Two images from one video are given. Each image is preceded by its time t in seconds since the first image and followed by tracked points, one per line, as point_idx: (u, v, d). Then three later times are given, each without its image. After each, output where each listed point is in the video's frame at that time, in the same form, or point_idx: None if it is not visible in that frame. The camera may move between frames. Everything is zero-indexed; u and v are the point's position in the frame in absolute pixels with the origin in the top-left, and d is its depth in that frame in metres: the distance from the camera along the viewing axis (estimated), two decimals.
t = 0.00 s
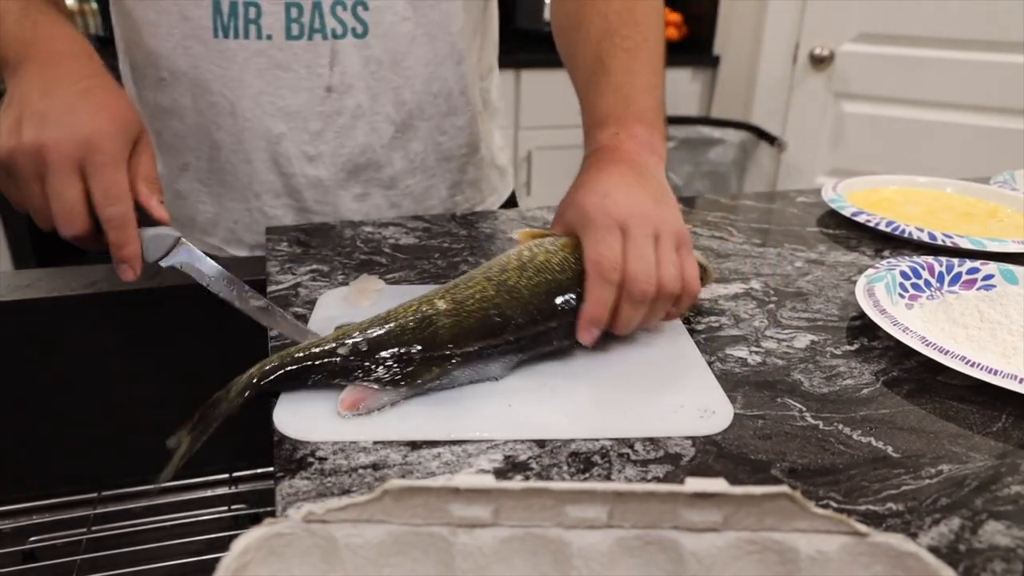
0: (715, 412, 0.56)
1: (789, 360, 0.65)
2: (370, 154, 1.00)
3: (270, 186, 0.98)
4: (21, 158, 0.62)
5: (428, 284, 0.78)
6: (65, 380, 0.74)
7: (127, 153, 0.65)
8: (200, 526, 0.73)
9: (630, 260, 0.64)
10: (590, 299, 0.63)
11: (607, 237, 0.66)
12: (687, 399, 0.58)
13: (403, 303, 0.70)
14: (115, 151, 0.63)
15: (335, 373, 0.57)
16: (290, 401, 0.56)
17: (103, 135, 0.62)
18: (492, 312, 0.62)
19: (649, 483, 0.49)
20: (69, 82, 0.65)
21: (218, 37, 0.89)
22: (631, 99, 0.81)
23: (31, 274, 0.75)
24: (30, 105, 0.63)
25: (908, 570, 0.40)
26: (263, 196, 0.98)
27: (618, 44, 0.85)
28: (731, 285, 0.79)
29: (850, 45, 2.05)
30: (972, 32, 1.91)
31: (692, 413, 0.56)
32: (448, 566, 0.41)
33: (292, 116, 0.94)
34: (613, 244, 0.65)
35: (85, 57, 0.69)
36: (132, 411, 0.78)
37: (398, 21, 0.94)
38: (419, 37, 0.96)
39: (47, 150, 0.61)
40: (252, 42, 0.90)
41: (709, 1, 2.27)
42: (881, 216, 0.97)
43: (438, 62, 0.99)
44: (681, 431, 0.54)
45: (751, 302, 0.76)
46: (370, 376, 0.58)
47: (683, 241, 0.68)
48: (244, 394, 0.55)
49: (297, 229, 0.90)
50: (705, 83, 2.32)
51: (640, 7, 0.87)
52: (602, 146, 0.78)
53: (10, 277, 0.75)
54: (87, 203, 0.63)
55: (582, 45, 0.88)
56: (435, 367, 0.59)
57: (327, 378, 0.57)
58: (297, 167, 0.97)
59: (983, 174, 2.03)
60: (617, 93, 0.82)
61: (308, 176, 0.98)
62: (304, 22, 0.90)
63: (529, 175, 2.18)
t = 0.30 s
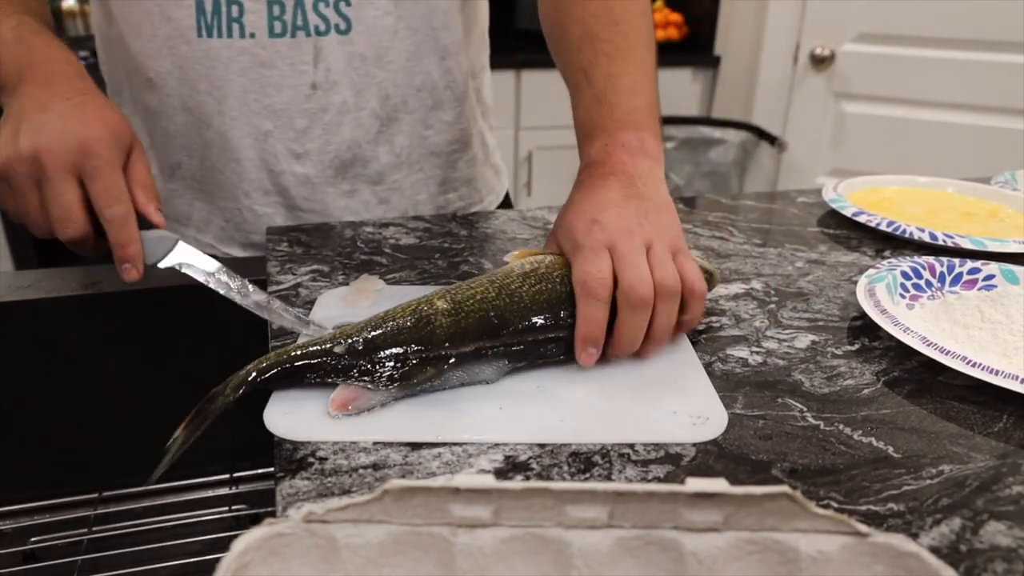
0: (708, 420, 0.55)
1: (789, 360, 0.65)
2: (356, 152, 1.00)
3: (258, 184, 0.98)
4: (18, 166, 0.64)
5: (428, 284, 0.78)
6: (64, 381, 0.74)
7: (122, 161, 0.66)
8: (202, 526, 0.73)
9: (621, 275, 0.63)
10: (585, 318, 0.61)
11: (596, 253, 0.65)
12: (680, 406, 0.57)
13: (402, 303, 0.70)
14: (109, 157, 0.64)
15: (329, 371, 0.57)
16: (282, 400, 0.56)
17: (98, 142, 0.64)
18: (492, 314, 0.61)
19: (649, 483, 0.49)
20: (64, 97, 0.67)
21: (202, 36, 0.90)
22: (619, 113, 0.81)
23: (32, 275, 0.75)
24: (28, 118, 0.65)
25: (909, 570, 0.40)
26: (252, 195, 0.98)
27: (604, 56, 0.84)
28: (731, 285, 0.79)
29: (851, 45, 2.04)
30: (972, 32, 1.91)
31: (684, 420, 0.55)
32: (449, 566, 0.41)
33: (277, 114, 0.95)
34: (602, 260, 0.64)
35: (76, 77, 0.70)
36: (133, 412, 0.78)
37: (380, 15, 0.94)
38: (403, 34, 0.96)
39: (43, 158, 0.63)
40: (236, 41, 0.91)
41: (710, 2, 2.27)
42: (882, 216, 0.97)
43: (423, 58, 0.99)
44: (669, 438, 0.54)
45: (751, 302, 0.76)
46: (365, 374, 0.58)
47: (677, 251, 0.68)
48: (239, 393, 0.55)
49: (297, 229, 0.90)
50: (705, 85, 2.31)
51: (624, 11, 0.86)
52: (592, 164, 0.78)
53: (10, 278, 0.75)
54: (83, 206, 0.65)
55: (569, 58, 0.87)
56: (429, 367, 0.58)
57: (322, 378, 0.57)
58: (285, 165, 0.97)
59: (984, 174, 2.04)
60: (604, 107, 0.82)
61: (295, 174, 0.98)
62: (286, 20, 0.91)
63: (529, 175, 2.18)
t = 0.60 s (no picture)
0: (720, 407, 0.57)
1: (790, 360, 0.65)
2: (352, 153, 1.00)
3: (253, 187, 0.99)
4: (32, 137, 0.62)
5: (427, 285, 0.78)
6: (65, 382, 0.74)
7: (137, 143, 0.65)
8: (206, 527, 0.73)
9: (614, 262, 0.66)
10: (585, 302, 0.64)
11: (589, 243, 0.67)
12: (692, 394, 0.59)
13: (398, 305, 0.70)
14: (127, 140, 0.64)
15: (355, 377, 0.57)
16: (299, 410, 0.55)
17: (118, 124, 0.63)
18: (504, 306, 0.63)
19: (651, 483, 0.49)
20: (84, 68, 0.66)
21: (192, 39, 0.90)
22: (606, 100, 0.81)
23: (32, 276, 0.76)
24: (44, 88, 0.64)
25: (910, 570, 0.40)
26: (246, 198, 0.99)
27: (594, 46, 0.84)
28: (732, 285, 0.79)
29: (851, 45, 2.05)
30: (972, 32, 1.91)
31: (697, 407, 0.57)
32: (449, 566, 0.41)
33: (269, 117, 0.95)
34: (595, 249, 0.67)
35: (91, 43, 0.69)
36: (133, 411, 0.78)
37: (372, 16, 0.94)
38: (395, 34, 0.96)
39: (59, 132, 0.62)
40: (227, 43, 0.91)
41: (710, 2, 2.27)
42: (882, 216, 0.97)
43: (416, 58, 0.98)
44: (684, 428, 0.55)
45: (752, 302, 0.76)
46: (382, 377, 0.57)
47: (665, 237, 0.71)
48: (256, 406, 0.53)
49: (299, 230, 0.91)
50: (705, 86, 2.30)
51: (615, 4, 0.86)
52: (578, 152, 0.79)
53: (10, 279, 0.75)
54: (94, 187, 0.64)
55: (558, 51, 0.87)
56: (456, 364, 0.59)
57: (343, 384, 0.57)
58: (277, 167, 0.98)
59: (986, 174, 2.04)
60: (592, 96, 0.82)
61: (289, 175, 0.99)
62: (277, 21, 0.91)
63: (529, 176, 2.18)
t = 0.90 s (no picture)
0: (723, 405, 0.57)
1: (792, 360, 0.64)
2: (350, 154, 1.00)
3: (251, 186, 0.99)
4: (38, 145, 0.62)
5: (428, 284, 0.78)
6: (65, 381, 0.74)
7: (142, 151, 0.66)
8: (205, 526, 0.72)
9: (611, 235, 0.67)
10: (575, 273, 0.66)
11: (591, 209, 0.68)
12: (696, 394, 0.59)
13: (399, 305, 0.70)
14: (134, 147, 0.64)
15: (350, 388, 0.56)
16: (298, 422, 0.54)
17: (125, 131, 0.64)
18: (491, 306, 0.63)
19: (652, 483, 0.49)
20: (89, 74, 0.66)
21: (190, 39, 0.89)
22: (605, 70, 0.83)
23: (33, 274, 0.75)
24: (50, 96, 0.64)
25: (913, 570, 0.40)
26: (244, 197, 0.99)
27: (602, 23, 0.85)
28: (734, 285, 0.79)
29: (852, 45, 2.05)
30: (973, 32, 1.91)
31: (701, 406, 0.57)
32: (451, 566, 0.41)
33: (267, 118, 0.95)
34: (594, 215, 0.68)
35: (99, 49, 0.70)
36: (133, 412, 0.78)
37: (371, 19, 0.94)
38: (394, 36, 0.96)
39: (66, 141, 0.62)
40: (225, 44, 0.90)
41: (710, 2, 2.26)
42: (884, 216, 0.97)
43: (416, 59, 0.98)
44: (687, 428, 0.55)
45: (754, 302, 0.76)
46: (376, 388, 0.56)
47: (650, 216, 0.72)
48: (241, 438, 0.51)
49: (300, 229, 0.90)
50: (706, 86, 2.29)
51: None
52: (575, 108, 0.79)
53: (11, 278, 0.75)
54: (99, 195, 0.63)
55: (565, 18, 0.88)
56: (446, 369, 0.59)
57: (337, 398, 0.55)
58: (276, 167, 0.98)
59: (987, 174, 2.04)
60: (595, 63, 0.83)
61: (288, 174, 0.99)
62: (276, 23, 0.90)
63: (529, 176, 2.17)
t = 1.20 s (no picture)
0: (723, 405, 0.57)
1: (793, 361, 0.64)
2: (364, 155, 1.00)
3: (265, 185, 0.99)
4: (38, 144, 0.62)
5: (428, 284, 0.78)
6: (65, 381, 0.74)
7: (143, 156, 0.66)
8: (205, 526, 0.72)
9: (591, 280, 0.59)
10: (549, 327, 0.59)
11: (565, 258, 0.61)
12: (696, 394, 0.59)
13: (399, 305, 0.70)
14: (135, 152, 0.64)
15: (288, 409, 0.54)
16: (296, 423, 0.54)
17: (126, 134, 0.64)
18: (460, 341, 0.59)
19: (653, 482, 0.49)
20: (90, 76, 0.67)
21: (212, 35, 0.91)
22: (614, 97, 0.76)
23: (35, 274, 0.76)
24: (51, 97, 0.64)
25: (913, 571, 0.40)
26: (260, 196, 0.99)
27: (608, 40, 0.80)
28: (734, 285, 0.79)
29: (854, 45, 2.04)
30: (973, 32, 1.91)
31: (701, 406, 0.57)
32: (451, 566, 0.41)
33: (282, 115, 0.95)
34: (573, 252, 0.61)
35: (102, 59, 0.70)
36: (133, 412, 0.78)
37: (391, 19, 0.94)
38: (412, 36, 0.96)
39: (65, 140, 0.62)
40: (247, 41, 0.91)
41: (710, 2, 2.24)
42: (885, 216, 0.97)
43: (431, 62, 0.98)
44: (686, 429, 0.55)
45: (754, 302, 0.76)
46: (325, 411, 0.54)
47: (652, 257, 0.63)
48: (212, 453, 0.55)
49: (301, 229, 0.90)
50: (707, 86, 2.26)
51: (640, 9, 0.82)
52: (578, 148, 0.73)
53: (14, 277, 0.75)
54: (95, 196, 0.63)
55: (575, 41, 0.84)
56: (400, 400, 0.56)
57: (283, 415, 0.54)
58: (291, 167, 0.98)
59: (986, 174, 2.04)
60: (600, 90, 0.77)
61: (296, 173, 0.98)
62: (297, 21, 0.91)
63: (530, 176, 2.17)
